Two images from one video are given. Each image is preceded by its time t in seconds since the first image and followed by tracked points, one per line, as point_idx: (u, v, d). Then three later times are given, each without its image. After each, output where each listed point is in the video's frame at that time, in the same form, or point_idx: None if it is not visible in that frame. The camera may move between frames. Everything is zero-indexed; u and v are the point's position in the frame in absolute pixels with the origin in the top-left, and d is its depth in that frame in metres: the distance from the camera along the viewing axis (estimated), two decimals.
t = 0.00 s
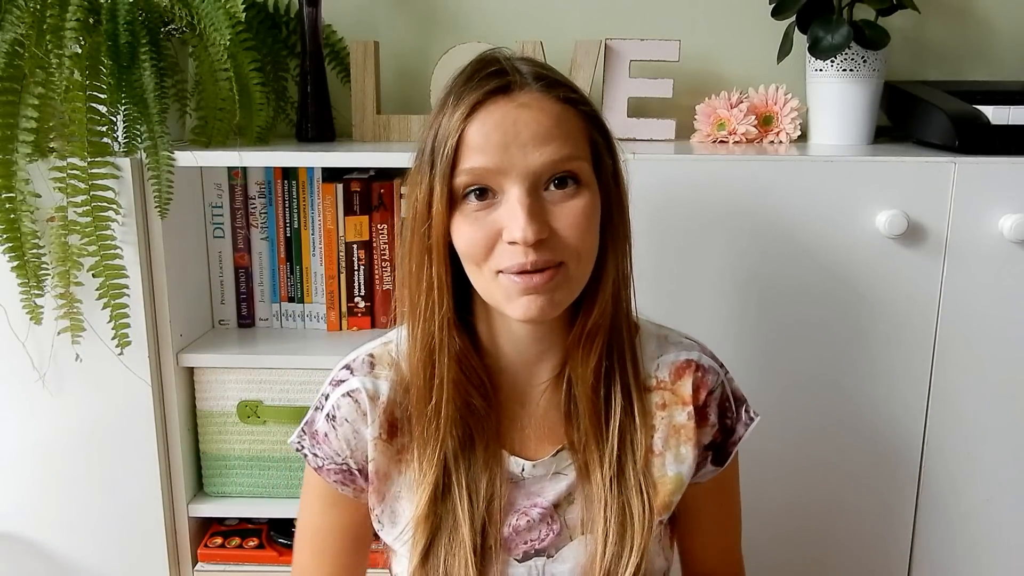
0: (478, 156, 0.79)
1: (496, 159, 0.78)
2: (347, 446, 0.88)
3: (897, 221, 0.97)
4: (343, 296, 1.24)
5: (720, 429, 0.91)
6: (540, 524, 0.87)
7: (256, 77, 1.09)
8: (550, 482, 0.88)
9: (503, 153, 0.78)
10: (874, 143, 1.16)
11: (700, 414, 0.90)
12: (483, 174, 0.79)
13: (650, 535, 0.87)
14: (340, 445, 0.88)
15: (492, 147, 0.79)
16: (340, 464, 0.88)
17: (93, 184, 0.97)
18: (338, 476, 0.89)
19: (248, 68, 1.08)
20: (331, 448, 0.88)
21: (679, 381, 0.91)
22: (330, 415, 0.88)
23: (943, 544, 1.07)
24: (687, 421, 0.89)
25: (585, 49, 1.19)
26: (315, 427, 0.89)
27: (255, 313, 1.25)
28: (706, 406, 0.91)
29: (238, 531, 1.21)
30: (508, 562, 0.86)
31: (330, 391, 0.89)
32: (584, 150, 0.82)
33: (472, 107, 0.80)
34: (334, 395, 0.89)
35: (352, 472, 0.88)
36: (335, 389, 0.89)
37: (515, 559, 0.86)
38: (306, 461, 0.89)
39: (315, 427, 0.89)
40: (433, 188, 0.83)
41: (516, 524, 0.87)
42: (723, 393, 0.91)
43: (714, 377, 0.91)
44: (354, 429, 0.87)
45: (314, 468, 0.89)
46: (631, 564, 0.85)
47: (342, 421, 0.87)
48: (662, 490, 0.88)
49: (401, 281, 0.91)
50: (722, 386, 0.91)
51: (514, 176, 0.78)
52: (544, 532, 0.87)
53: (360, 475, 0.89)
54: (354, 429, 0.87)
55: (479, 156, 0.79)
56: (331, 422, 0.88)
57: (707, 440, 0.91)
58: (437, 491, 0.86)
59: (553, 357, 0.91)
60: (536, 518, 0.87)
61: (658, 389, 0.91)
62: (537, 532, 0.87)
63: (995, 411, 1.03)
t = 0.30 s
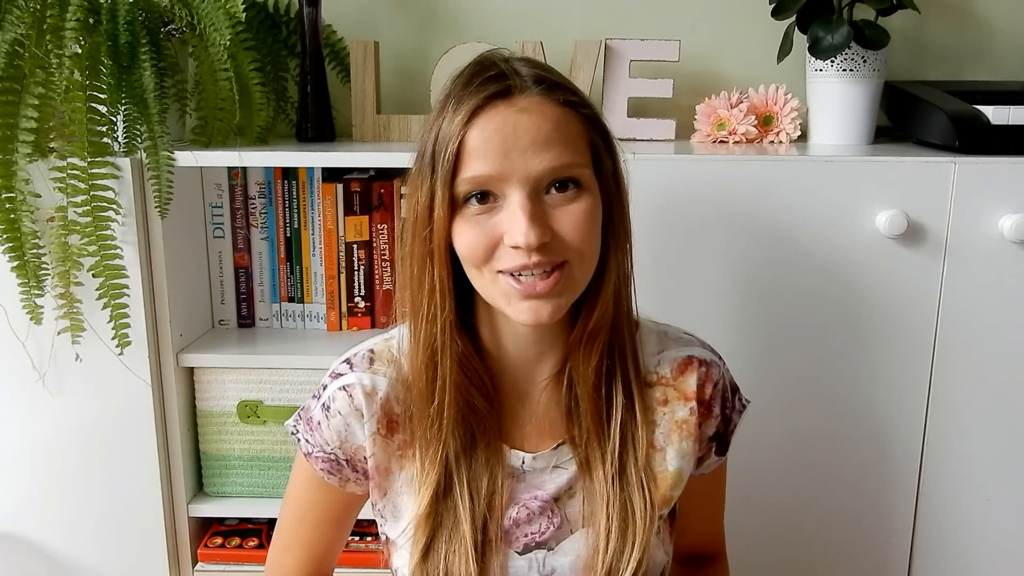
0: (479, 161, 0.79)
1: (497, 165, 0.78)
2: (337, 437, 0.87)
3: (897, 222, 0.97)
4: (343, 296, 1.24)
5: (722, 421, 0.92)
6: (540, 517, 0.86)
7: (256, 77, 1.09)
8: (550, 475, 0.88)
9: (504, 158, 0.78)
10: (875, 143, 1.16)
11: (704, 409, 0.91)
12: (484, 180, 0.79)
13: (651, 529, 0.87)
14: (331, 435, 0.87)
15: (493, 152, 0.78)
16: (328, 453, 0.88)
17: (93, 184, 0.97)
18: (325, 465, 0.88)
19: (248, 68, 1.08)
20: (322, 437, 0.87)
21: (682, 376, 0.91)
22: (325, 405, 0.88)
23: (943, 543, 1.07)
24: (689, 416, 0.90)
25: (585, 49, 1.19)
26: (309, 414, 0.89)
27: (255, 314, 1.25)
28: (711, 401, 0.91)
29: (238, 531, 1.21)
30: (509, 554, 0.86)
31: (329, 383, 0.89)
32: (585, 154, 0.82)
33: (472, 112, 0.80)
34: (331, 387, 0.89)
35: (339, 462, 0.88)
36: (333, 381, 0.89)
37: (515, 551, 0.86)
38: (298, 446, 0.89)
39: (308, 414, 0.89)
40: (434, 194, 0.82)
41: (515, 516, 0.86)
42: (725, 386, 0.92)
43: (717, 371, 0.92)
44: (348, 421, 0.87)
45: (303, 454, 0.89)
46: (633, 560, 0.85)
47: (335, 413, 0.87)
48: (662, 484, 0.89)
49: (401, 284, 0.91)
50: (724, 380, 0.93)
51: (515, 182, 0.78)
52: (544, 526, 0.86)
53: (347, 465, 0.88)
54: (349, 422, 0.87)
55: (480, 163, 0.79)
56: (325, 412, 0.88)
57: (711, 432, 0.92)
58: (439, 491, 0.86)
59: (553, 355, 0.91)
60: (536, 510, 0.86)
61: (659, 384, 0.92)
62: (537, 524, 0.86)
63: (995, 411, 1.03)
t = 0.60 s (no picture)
0: (476, 167, 0.78)
1: (495, 171, 0.78)
2: (338, 439, 0.87)
3: (897, 222, 0.97)
4: (343, 296, 1.24)
5: (718, 412, 0.93)
6: (540, 510, 0.87)
7: (256, 77, 1.09)
8: (550, 469, 0.88)
9: (502, 164, 0.78)
10: (874, 143, 1.16)
11: (701, 401, 0.91)
12: (482, 186, 0.78)
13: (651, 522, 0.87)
14: (332, 438, 0.87)
15: (490, 158, 0.78)
16: (330, 456, 0.88)
17: (93, 184, 0.97)
18: (327, 468, 0.88)
19: (248, 68, 1.08)
20: (323, 440, 0.87)
21: (678, 370, 0.91)
22: (326, 409, 0.88)
23: (943, 543, 1.07)
24: (686, 408, 0.90)
25: (585, 49, 1.19)
26: (310, 417, 0.89)
27: (255, 313, 1.25)
28: (708, 393, 0.92)
29: (238, 531, 1.21)
30: (511, 548, 0.86)
31: (329, 385, 0.89)
32: (580, 156, 0.81)
33: (468, 117, 0.79)
34: (331, 389, 0.89)
35: (341, 464, 0.88)
36: (333, 384, 0.89)
37: (518, 545, 0.86)
38: (299, 450, 0.89)
39: (309, 418, 0.89)
40: (430, 200, 0.82)
41: (516, 510, 0.86)
42: (722, 377, 0.92)
43: (714, 363, 0.92)
44: (349, 424, 0.87)
45: (306, 458, 0.89)
46: (633, 554, 0.85)
47: (336, 415, 0.87)
48: (659, 475, 0.88)
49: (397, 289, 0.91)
50: (720, 372, 0.93)
51: (513, 188, 0.78)
52: (545, 519, 0.87)
53: (350, 467, 0.89)
54: (349, 424, 0.87)
55: (478, 169, 0.78)
56: (326, 415, 0.88)
57: (707, 423, 0.92)
58: (440, 492, 0.86)
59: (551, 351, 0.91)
60: (536, 504, 0.86)
61: (656, 378, 0.92)
62: (537, 518, 0.87)
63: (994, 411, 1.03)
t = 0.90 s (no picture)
0: (468, 168, 0.78)
1: (487, 171, 0.78)
2: (339, 445, 0.87)
3: (897, 221, 0.97)
4: (343, 296, 1.24)
5: (718, 405, 0.93)
6: (544, 508, 0.87)
7: (256, 77, 1.09)
8: (552, 467, 0.88)
9: (494, 163, 0.78)
10: (874, 143, 1.16)
11: (701, 395, 0.91)
12: (476, 186, 0.78)
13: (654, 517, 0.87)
14: (334, 444, 0.87)
15: (482, 157, 0.78)
16: (331, 462, 0.88)
17: (93, 184, 0.97)
18: (329, 473, 0.88)
19: (248, 68, 1.08)
20: (324, 445, 0.87)
21: (678, 365, 0.92)
22: (326, 414, 0.88)
23: (943, 543, 1.07)
24: (687, 403, 0.90)
25: (585, 49, 1.19)
26: (310, 423, 0.89)
27: (255, 313, 1.25)
28: (708, 388, 0.92)
29: (238, 531, 1.21)
30: (515, 547, 0.86)
31: (329, 391, 0.89)
32: (571, 153, 0.81)
33: (459, 117, 0.79)
34: (331, 395, 0.89)
35: (342, 469, 0.88)
36: (333, 389, 0.89)
37: (522, 544, 0.86)
38: (300, 455, 0.89)
39: (310, 424, 0.89)
40: (424, 202, 0.82)
41: (519, 510, 0.86)
42: (722, 370, 0.93)
43: (713, 357, 0.92)
44: (349, 428, 0.87)
45: (308, 464, 0.89)
46: (636, 551, 0.85)
47: (336, 421, 0.87)
48: (659, 471, 0.89)
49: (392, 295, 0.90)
50: (720, 365, 0.93)
51: (506, 186, 0.78)
52: (549, 517, 0.87)
53: (351, 472, 0.89)
54: (350, 430, 0.87)
55: (470, 169, 0.78)
56: (326, 421, 0.87)
57: (707, 417, 0.92)
58: (443, 497, 0.86)
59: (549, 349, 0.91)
60: (540, 502, 0.86)
61: (656, 373, 0.92)
62: (541, 515, 0.87)
63: (993, 410, 1.03)
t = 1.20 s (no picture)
0: (469, 174, 0.78)
1: (487, 178, 0.78)
2: (340, 441, 0.87)
3: (897, 222, 0.97)
4: (343, 296, 1.24)
5: (716, 404, 0.93)
6: (543, 505, 0.87)
7: (256, 77, 1.09)
8: (552, 464, 0.88)
9: (495, 170, 0.77)
10: (874, 143, 1.16)
11: (700, 394, 0.91)
12: (476, 192, 0.78)
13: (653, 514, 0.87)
14: (335, 439, 0.87)
15: (482, 163, 0.78)
16: (332, 458, 0.87)
17: (93, 184, 0.97)
18: (330, 470, 0.88)
19: (248, 68, 1.08)
20: (325, 441, 0.87)
21: (676, 364, 0.92)
22: (327, 411, 0.88)
23: (943, 543, 1.07)
24: (686, 402, 0.90)
25: (585, 49, 1.19)
26: (311, 420, 0.89)
27: (255, 313, 1.25)
28: (706, 386, 0.92)
29: (238, 531, 1.21)
30: (515, 543, 0.86)
31: (330, 387, 0.89)
32: (573, 160, 0.81)
33: (460, 122, 0.79)
34: (332, 391, 0.89)
35: (343, 466, 0.88)
36: (334, 386, 0.89)
37: (521, 540, 0.86)
38: (301, 451, 0.89)
39: (311, 420, 0.89)
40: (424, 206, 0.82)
41: (519, 506, 0.86)
42: (721, 369, 0.92)
43: (712, 355, 0.92)
44: (350, 425, 0.87)
45: (309, 461, 0.89)
46: (635, 548, 0.85)
47: (337, 417, 0.87)
48: (657, 473, 0.88)
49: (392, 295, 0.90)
50: (718, 364, 0.92)
51: (506, 193, 0.78)
52: (548, 514, 0.87)
53: (352, 468, 0.88)
54: (352, 426, 0.87)
55: (471, 175, 0.78)
56: (327, 417, 0.87)
57: (706, 415, 0.92)
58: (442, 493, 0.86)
59: (549, 348, 0.91)
60: (539, 499, 0.86)
61: (655, 372, 0.92)
62: (541, 512, 0.87)
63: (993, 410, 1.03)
